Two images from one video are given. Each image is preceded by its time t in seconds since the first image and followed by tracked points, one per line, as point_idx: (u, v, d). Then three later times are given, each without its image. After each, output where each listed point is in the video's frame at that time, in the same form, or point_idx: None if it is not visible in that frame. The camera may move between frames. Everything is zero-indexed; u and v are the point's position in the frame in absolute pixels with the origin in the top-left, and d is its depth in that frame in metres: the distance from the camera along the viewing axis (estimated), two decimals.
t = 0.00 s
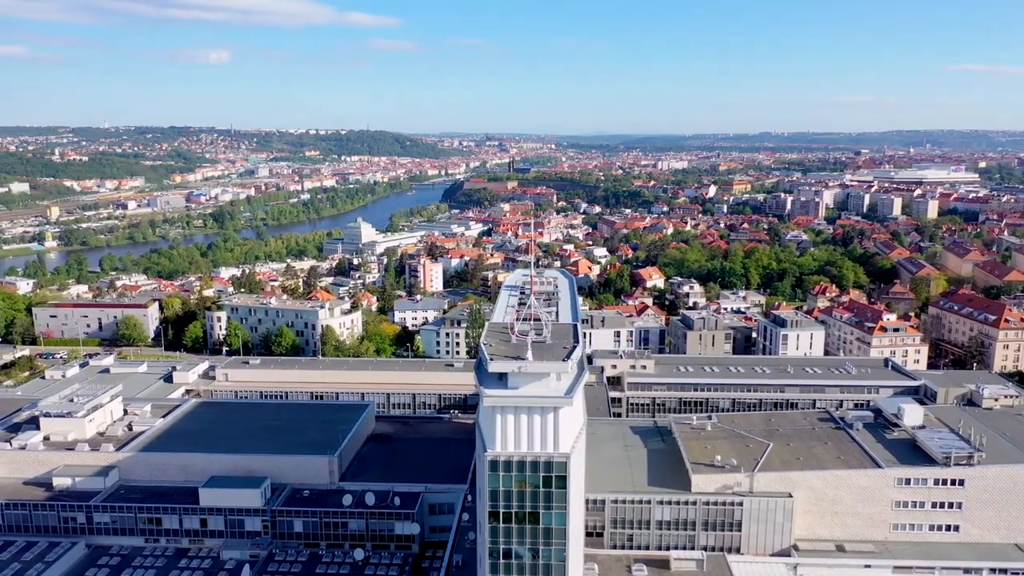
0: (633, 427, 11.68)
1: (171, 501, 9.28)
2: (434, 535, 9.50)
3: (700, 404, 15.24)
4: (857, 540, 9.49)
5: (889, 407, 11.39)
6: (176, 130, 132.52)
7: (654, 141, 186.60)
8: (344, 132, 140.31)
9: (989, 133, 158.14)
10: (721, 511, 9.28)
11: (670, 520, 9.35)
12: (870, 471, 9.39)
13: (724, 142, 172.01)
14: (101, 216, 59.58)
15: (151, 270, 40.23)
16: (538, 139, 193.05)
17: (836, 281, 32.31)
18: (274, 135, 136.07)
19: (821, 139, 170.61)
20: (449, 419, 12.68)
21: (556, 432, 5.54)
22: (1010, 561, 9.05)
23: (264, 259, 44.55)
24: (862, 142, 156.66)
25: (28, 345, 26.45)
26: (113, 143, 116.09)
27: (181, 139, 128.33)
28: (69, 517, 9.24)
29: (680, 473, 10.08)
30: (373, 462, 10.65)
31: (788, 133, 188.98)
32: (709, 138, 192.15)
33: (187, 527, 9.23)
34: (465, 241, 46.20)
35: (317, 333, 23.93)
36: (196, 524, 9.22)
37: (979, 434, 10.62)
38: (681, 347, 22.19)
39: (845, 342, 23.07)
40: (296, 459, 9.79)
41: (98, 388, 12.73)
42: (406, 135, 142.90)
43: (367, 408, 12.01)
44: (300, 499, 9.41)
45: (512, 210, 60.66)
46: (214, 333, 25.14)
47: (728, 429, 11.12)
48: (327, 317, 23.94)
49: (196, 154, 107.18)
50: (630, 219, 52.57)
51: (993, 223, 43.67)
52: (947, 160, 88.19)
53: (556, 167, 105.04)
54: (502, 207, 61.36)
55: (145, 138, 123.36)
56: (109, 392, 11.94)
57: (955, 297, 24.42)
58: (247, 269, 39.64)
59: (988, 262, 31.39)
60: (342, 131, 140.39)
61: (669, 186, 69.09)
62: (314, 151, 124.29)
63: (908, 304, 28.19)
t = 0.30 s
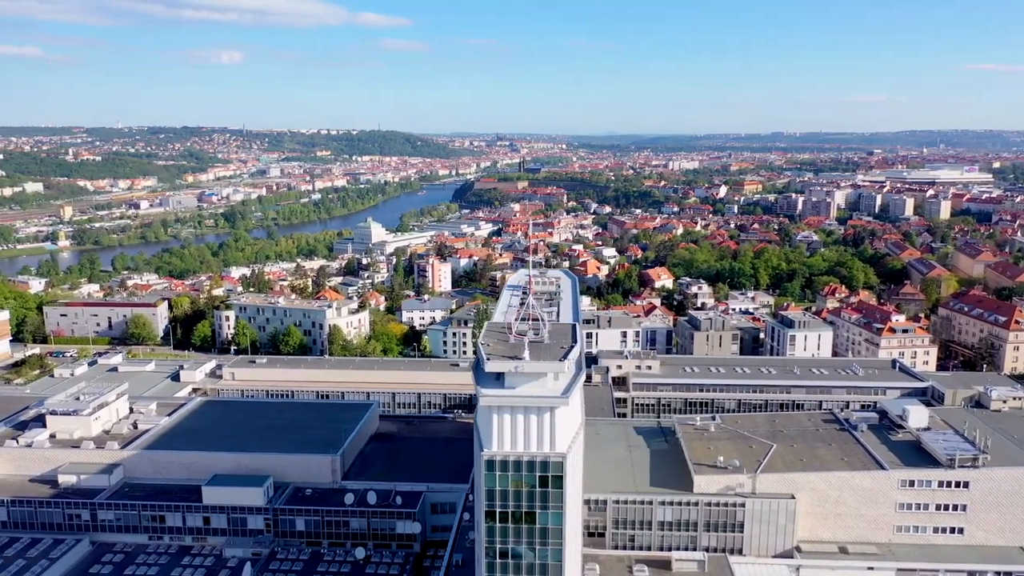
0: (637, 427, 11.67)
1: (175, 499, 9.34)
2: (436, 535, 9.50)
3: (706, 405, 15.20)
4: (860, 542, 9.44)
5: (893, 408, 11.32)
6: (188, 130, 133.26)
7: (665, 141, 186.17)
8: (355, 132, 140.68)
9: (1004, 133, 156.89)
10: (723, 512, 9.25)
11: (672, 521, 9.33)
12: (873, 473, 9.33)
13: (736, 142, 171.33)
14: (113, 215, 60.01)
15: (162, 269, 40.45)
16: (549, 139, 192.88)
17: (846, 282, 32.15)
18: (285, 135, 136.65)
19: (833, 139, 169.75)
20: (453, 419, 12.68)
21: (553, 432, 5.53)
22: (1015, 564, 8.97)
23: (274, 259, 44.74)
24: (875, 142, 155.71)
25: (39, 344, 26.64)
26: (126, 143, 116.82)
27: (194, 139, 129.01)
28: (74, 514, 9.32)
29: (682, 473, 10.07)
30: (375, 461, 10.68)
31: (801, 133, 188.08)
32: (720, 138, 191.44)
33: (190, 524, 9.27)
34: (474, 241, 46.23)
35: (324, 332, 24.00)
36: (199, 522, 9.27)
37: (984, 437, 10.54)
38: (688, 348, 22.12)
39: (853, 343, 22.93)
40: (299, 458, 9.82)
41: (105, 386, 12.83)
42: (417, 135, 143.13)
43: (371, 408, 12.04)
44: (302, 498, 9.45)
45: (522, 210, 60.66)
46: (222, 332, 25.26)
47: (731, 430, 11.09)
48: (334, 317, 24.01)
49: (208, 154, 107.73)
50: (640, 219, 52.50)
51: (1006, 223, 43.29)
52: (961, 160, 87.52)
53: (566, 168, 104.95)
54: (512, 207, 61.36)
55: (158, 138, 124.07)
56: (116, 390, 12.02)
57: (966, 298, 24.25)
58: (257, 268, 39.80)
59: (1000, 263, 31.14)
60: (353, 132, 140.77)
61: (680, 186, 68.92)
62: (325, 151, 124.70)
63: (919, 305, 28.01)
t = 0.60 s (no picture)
0: (640, 427, 11.66)
1: (178, 497, 9.39)
2: (438, 534, 9.52)
3: (710, 406, 15.17)
4: (863, 544, 9.40)
5: (899, 410, 11.25)
6: (199, 130, 133.89)
7: (675, 141, 185.81)
8: (365, 132, 141.01)
9: (1016, 133, 155.90)
10: (725, 513, 9.22)
11: (673, 521, 9.32)
12: (877, 474, 9.29)
13: (746, 142, 170.74)
14: (124, 215, 60.35)
15: (172, 268, 40.63)
16: (559, 138, 192.75)
17: (855, 283, 32.00)
18: (296, 135, 137.10)
19: (844, 139, 169.03)
20: (456, 419, 12.68)
21: (549, 432, 5.53)
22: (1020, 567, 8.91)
23: (283, 258, 44.89)
24: (886, 142, 154.99)
25: (48, 342, 26.78)
26: (137, 143, 117.45)
27: (205, 139, 129.58)
28: (78, 511, 9.38)
29: (685, 474, 10.04)
30: (378, 460, 10.70)
31: (811, 133, 187.34)
32: (730, 138, 190.83)
33: (192, 523, 9.32)
34: (483, 241, 46.24)
35: (330, 332, 24.05)
36: (202, 520, 9.32)
37: (989, 438, 10.46)
38: (694, 348, 22.09)
39: (861, 343, 22.82)
40: (302, 457, 9.87)
41: (110, 385, 12.91)
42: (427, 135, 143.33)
43: (375, 407, 12.06)
44: (304, 496, 9.48)
45: (531, 210, 60.64)
46: (229, 331, 25.36)
47: (735, 431, 11.06)
48: (340, 316, 24.05)
49: (219, 154, 108.18)
50: (649, 219, 52.42)
51: (1017, 224, 42.96)
52: (973, 160, 86.97)
53: (576, 168, 104.85)
54: (521, 207, 61.34)
55: (169, 138, 124.64)
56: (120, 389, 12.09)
57: (975, 299, 24.10)
58: (266, 268, 39.94)
59: (1010, 264, 30.93)
60: (363, 132, 141.10)
61: (689, 186, 68.76)
62: (335, 151, 125.03)
63: (928, 306, 27.85)
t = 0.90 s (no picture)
0: (643, 427, 11.64)
1: (182, 495, 9.44)
2: (439, 533, 9.53)
3: (715, 406, 15.12)
4: (866, 545, 9.36)
5: (903, 411, 11.19)
6: (211, 130, 134.51)
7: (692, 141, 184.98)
8: (376, 133, 141.32)
9: None
10: (727, 514, 9.19)
11: (675, 522, 9.30)
12: (881, 476, 9.24)
13: (758, 142, 170.02)
14: (136, 214, 60.73)
15: (183, 267, 40.84)
16: (571, 138, 192.48)
17: (865, 283, 31.83)
18: (307, 136, 137.57)
19: (856, 139, 168.21)
20: (460, 417, 12.70)
21: (546, 432, 5.53)
22: None
23: (294, 258, 45.04)
24: (899, 143, 154.11)
25: (58, 340, 26.95)
26: (150, 143, 118.14)
27: (217, 139, 130.18)
28: (82, 508, 9.44)
29: (687, 474, 10.02)
30: (381, 459, 10.74)
31: (824, 134, 186.39)
32: (743, 138, 190.11)
33: (196, 520, 9.38)
34: (492, 240, 46.26)
35: (337, 331, 24.12)
36: (205, 517, 9.37)
37: (995, 441, 10.39)
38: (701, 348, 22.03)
39: (869, 345, 22.69)
40: (305, 455, 9.90)
41: (116, 383, 13.01)
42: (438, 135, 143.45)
43: (378, 405, 12.08)
44: (307, 493, 9.51)
45: (542, 210, 60.62)
46: (238, 331, 25.45)
47: (738, 431, 11.03)
48: (348, 315, 24.12)
49: (231, 153, 108.63)
50: (659, 220, 52.33)
51: None
52: (987, 160, 86.32)
53: (587, 168, 104.68)
54: (532, 207, 61.33)
55: (181, 138, 125.25)
56: (126, 387, 12.17)
57: (985, 300, 23.93)
58: (276, 267, 40.10)
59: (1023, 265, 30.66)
60: (374, 132, 141.42)
61: (700, 187, 68.55)
62: (346, 151, 125.34)
63: (938, 307, 27.68)
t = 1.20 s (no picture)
0: (646, 427, 11.63)
1: (185, 493, 9.49)
2: (441, 532, 9.54)
3: (720, 406, 15.08)
4: (868, 547, 9.31)
5: (908, 412, 11.12)
6: (222, 130, 135.12)
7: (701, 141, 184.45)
8: (386, 133, 141.58)
9: None
10: (729, 515, 9.17)
11: (677, 522, 9.29)
12: (884, 477, 9.20)
13: (768, 142, 169.37)
14: (147, 214, 61.04)
15: (193, 267, 41.02)
16: (580, 138, 192.25)
17: (874, 284, 31.67)
18: (317, 136, 137.93)
19: (867, 139, 167.36)
20: (463, 417, 12.70)
21: (542, 431, 5.53)
22: None
23: (303, 257, 45.17)
24: (910, 142, 153.21)
25: (67, 339, 27.08)
26: (161, 143, 118.73)
27: (228, 139, 130.71)
28: (87, 506, 9.51)
29: (690, 474, 10.01)
30: (383, 458, 10.76)
31: (835, 134, 185.39)
32: (752, 138, 189.41)
33: (199, 518, 9.42)
34: (500, 240, 46.26)
35: (344, 330, 24.18)
36: (208, 516, 9.41)
37: (1000, 442, 10.32)
38: (707, 349, 21.99)
39: (877, 346, 22.56)
40: (307, 454, 9.94)
41: (122, 381, 13.09)
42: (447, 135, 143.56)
43: (382, 404, 12.10)
44: (309, 492, 9.55)
45: (550, 210, 60.57)
46: (245, 330, 25.55)
47: (741, 432, 11.00)
48: (354, 315, 24.17)
49: (242, 153, 109.04)
50: (668, 219, 52.21)
51: None
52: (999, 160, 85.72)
53: (596, 168, 104.53)
54: (540, 207, 61.28)
55: (192, 138, 125.82)
56: (132, 385, 12.26)
57: (995, 301, 23.75)
58: (285, 267, 40.21)
59: None
60: (383, 132, 141.70)
61: (709, 187, 68.35)
62: (356, 151, 125.63)
63: (947, 308, 27.50)
